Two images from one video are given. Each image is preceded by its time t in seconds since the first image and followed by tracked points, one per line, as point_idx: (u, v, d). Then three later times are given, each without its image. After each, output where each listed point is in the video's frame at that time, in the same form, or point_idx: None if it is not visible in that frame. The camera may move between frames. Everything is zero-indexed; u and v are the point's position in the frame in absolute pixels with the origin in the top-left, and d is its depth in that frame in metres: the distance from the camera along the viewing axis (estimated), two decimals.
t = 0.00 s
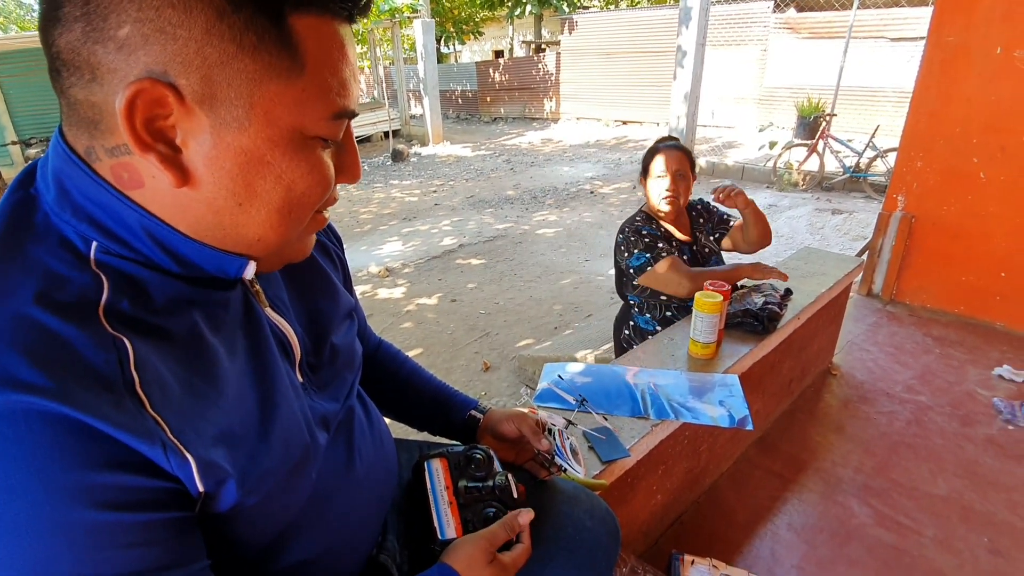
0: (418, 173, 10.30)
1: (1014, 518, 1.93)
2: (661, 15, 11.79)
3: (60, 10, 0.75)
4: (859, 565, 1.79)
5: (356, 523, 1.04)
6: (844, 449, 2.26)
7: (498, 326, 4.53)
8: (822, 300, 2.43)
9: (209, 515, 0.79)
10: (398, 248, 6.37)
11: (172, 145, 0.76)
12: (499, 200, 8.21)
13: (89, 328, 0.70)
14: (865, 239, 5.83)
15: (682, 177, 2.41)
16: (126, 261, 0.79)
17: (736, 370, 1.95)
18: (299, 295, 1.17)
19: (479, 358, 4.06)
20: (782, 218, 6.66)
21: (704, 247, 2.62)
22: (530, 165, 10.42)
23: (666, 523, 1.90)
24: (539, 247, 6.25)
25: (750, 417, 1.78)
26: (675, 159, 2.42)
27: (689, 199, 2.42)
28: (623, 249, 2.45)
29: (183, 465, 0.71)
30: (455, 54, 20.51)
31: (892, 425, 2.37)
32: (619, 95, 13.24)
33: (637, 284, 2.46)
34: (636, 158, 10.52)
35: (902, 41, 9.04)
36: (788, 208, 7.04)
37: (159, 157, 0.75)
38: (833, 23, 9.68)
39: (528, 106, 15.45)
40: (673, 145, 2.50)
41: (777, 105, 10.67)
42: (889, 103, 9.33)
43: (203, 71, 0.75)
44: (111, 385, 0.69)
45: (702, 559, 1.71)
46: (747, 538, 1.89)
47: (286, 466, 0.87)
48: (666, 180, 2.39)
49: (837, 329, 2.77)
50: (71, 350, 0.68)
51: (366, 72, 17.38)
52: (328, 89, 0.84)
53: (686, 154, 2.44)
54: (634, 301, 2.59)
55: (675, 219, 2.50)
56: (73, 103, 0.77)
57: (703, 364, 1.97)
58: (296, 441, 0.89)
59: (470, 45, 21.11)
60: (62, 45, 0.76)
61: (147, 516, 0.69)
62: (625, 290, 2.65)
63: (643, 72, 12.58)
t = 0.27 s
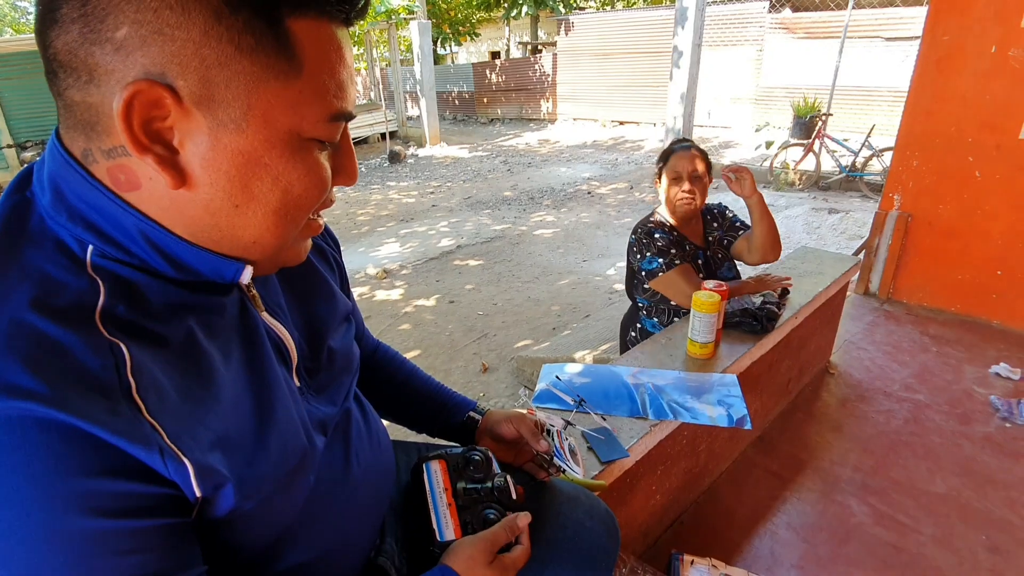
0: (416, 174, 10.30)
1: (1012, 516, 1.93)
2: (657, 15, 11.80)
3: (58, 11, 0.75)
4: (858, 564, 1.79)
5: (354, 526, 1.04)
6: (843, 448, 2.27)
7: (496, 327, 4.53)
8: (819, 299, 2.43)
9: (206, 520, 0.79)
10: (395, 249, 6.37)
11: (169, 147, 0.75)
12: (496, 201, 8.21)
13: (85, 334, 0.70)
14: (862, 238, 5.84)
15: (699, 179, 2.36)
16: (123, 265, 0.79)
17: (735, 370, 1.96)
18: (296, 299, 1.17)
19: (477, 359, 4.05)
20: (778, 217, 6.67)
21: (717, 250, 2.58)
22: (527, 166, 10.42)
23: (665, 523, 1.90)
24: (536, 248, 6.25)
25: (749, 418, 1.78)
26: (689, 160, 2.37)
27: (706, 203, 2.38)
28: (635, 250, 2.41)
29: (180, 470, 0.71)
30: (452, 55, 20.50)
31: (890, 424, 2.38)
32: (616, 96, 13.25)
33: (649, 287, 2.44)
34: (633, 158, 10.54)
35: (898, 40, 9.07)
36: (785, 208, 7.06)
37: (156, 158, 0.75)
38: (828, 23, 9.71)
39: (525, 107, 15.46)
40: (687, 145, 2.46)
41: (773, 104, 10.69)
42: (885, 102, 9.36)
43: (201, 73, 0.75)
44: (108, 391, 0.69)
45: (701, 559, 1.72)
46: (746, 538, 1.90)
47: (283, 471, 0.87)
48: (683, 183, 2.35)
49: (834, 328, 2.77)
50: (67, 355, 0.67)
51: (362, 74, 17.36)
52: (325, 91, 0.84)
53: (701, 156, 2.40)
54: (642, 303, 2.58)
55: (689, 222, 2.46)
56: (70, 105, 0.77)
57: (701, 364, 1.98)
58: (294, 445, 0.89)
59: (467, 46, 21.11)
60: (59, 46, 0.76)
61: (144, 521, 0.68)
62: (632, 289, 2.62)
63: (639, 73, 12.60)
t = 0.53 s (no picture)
0: (416, 173, 10.30)
1: (1014, 513, 1.93)
2: (657, 13, 11.78)
3: (63, 9, 0.75)
4: (861, 561, 1.79)
5: (357, 523, 1.04)
6: (845, 446, 2.27)
7: (497, 325, 4.53)
8: (820, 297, 2.43)
9: (210, 516, 0.79)
10: (396, 248, 6.37)
11: (172, 145, 0.76)
12: (497, 199, 8.21)
13: (91, 332, 0.70)
14: (863, 236, 5.84)
15: (720, 183, 2.34)
16: (126, 264, 0.79)
17: (736, 368, 1.96)
18: (298, 299, 1.17)
19: (478, 358, 4.06)
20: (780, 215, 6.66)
21: (733, 254, 2.55)
22: (528, 165, 10.41)
23: (667, 521, 1.91)
24: (537, 246, 6.25)
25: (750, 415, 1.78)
26: (714, 162, 2.33)
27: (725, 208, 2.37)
28: (646, 243, 2.40)
29: (186, 467, 0.71)
30: (452, 54, 20.47)
31: (892, 421, 2.38)
32: (616, 94, 13.24)
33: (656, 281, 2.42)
34: (634, 156, 10.53)
35: (899, 37, 9.05)
36: (786, 205, 7.05)
37: (159, 156, 0.75)
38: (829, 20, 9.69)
39: (526, 106, 15.44)
40: (713, 146, 2.41)
41: (774, 102, 10.67)
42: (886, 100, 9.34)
43: (205, 71, 0.75)
44: (114, 388, 0.69)
45: (703, 557, 1.72)
46: (749, 535, 1.90)
47: (287, 470, 0.87)
48: (702, 184, 2.33)
49: (836, 325, 2.77)
50: (73, 353, 0.68)
51: (363, 73, 17.35)
52: (330, 90, 0.84)
53: (727, 158, 2.36)
54: (648, 299, 2.56)
55: (705, 223, 2.45)
56: (74, 103, 0.77)
57: (702, 362, 1.98)
58: (298, 445, 0.89)
59: (467, 44, 21.10)
60: (64, 44, 0.76)
61: (151, 516, 0.69)
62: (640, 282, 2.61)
63: (640, 71, 12.59)
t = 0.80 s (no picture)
0: (417, 172, 10.29)
1: (1016, 512, 1.93)
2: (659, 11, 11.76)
3: (53, 6, 0.75)
4: (862, 560, 1.79)
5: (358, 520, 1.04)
6: (846, 445, 2.26)
7: (498, 324, 4.53)
8: (822, 296, 2.43)
9: (210, 511, 0.79)
10: (397, 247, 6.37)
11: (163, 140, 0.75)
12: (498, 198, 8.20)
13: (89, 326, 0.70)
14: (865, 234, 5.83)
15: (730, 180, 2.33)
16: (121, 260, 0.79)
17: (737, 366, 1.95)
18: (298, 295, 1.17)
19: (479, 357, 4.05)
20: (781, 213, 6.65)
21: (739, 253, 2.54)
22: (529, 164, 10.41)
23: (669, 520, 1.91)
24: (538, 245, 6.24)
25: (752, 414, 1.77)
26: (725, 159, 2.33)
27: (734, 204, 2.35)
28: (653, 238, 2.40)
29: (185, 461, 0.71)
30: (453, 52, 20.44)
31: (894, 420, 2.38)
32: (617, 92, 13.22)
33: (660, 278, 2.42)
34: (635, 155, 10.52)
35: (900, 36, 9.03)
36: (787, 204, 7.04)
37: (150, 152, 0.75)
38: (831, 18, 9.68)
39: (527, 104, 15.42)
40: (724, 144, 2.41)
41: (776, 101, 10.66)
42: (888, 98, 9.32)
43: (194, 66, 0.75)
44: (113, 381, 0.69)
45: (705, 555, 1.72)
46: (750, 534, 1.90)
47: (287, 466, 0.86)
48: (711, 182, 2.32)
49: (837, 324, 2.76)
50: (70, 346, 0.68)
51: (363, 71, 17.32)
52: (322, 85, 0.84)
53: (737, 156, 2.36)
54: (650, 295, 2.58)
55: (713, 222, 2.44)
56: (67, 100, 0.77)
57: (704, 361, 1.97)
58: (298, 440, 0.89)
59: (468, 43, 21.09)
60: (55, 40, 0.76)
61: (151, 508, 0.69)
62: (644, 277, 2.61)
63: (641, 69, 12.57)
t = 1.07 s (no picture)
0: (419, 172, 10.29)
1: (1020, 513, 1.92)
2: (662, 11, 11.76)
3: (47, 4, 0.75)
4: (865, 561, 1.78)
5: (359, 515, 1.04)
6: (849, 445, 2.26)
7: (500, 324, 4.53)
8: (825, 296, 2.42)
9: (209, 507, 0.79)
10: (400, 247, 6.36)
11: (157, 135, 0.75)
12: (500, 198, 8.20)
13: (83, 321, 0.70)
14: (868, 235, 5.82)
15: (738, 181, 2.32)
16: (117, 257, 0.79)
17: (740, 367, 1.95)
18: (299, 293, 1.17)
19: (481, 357, 4.05)
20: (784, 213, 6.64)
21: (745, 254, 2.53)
22: (531, 163, 10.40)
23: (670, 520, 1.90)
24: (540, 245, 6.23)
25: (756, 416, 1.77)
26: (734, 159, 2.32)
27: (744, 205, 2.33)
28: (660, 236, 2.41)
29: (180, 457, 0.70)
30: (455, 52, 20.44)
31: (897, 421, 2.37)
32: (620, 92, 13.21)
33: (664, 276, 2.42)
34: (637, 155, 10.51)
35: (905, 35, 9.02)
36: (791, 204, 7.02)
37: (145, 148, 0.74)
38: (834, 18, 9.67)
39: (529, 104, 15.42)
40: (734, 144, 2.40)
41: (779, 100, 10.64)
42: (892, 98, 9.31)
43: (186, 61, 0.75)
44: (108, 377, 0.69)
45: (707, 556, 1.71)
46: (752, 535, 1.89)
47: (287, 462, 0.86)
48: (719, 181, 2.31)
49: (840, 324, 2.75)
50: (63, 342, 0.67)
51: (365, 71, 17.32)
52: (316, 78, 0.84)
53: (747, 157, 2.34)
54: (654, 290, 2.58)
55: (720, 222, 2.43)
56: (63, 98, 0.78)
57: (707, 361, 1.97)
58: (298, 437, 0.88)
59: (470, 43, 21.09)
60: (50, 37, 0.76)
61: (150, 505, 0.69)
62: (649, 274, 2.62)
63: (644, 69, 12.58)
